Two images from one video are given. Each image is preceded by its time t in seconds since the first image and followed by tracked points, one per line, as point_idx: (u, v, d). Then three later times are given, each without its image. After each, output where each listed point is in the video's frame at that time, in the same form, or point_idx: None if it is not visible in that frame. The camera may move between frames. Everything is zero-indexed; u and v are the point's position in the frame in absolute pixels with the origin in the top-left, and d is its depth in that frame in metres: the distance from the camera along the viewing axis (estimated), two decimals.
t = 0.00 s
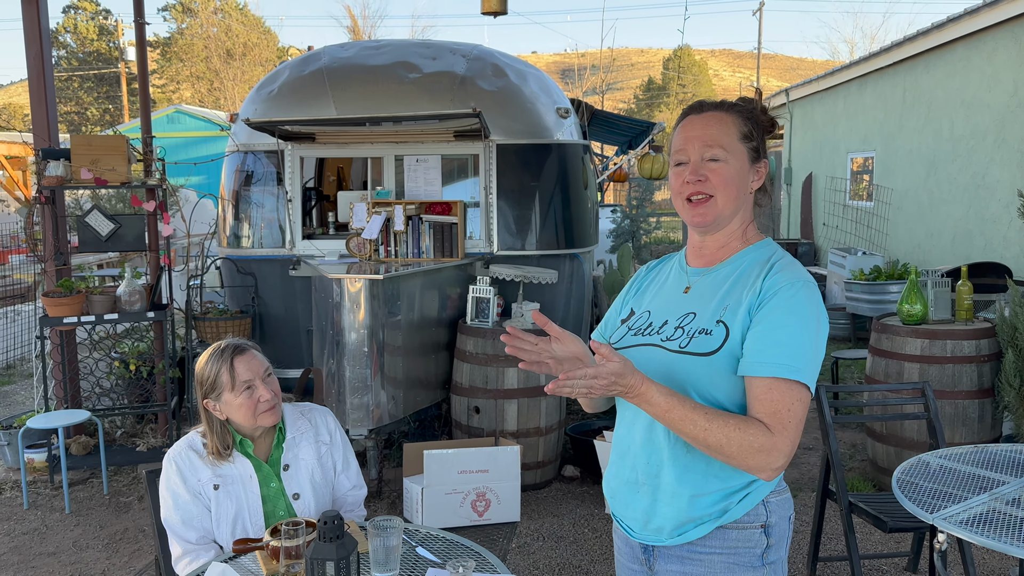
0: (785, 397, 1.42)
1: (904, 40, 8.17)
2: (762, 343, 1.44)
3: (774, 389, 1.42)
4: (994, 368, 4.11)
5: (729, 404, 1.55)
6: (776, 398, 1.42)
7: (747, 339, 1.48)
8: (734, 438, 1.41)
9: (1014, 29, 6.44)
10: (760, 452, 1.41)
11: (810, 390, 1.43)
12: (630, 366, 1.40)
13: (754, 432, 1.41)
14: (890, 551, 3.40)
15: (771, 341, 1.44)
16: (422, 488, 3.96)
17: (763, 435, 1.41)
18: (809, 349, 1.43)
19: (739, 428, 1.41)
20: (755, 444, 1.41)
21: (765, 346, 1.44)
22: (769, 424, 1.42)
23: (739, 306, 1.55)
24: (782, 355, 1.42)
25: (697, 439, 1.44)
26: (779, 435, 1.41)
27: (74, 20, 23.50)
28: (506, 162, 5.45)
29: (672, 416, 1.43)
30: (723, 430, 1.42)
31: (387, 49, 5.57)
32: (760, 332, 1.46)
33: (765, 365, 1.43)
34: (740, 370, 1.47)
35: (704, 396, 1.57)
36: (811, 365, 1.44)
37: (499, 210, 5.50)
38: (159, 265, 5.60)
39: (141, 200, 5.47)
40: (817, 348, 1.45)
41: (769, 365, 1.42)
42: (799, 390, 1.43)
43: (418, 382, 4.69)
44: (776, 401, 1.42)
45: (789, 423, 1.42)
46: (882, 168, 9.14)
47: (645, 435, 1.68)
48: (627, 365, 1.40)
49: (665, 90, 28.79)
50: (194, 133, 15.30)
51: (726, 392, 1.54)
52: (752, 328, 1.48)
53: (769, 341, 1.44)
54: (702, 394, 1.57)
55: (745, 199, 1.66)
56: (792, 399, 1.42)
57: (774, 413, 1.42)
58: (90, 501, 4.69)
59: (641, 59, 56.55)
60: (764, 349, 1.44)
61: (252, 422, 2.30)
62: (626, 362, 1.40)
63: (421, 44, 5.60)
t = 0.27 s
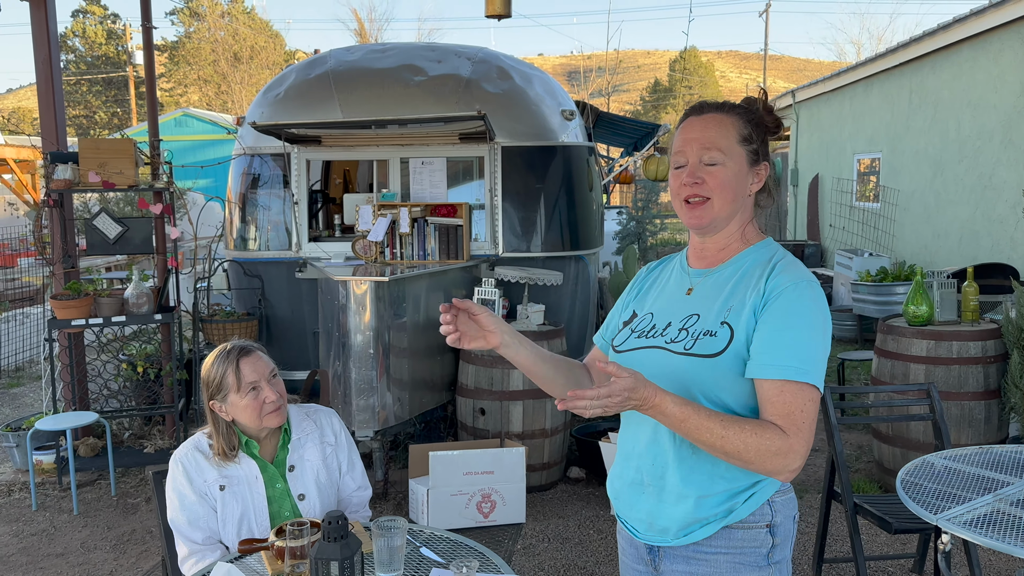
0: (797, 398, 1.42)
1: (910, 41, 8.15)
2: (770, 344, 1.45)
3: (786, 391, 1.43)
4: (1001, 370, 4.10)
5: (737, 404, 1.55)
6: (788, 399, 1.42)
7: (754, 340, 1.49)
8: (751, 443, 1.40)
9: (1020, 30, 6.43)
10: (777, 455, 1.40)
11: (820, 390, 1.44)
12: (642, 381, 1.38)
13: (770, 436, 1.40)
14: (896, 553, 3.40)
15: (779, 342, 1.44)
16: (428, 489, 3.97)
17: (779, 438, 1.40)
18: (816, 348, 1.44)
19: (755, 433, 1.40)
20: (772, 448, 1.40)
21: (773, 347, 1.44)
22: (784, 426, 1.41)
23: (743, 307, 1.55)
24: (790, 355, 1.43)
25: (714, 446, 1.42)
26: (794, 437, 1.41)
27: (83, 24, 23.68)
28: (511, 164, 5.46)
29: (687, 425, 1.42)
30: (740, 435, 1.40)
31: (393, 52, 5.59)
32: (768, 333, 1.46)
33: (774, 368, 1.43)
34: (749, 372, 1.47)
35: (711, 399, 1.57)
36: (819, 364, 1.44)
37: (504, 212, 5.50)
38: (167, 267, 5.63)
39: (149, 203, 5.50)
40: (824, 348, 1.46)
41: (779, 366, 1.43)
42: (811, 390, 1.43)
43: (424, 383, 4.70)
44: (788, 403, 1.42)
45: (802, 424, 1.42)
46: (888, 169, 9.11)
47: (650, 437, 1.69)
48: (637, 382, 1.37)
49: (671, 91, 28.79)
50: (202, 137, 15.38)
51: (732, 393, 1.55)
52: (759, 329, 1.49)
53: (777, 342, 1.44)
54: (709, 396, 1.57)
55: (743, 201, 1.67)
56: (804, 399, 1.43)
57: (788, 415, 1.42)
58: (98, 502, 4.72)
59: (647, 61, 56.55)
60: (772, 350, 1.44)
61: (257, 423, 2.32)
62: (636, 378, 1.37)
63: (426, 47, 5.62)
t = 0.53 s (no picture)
0: (814, 401, 1.44)
1: (916, 42, 8.13)
2: (782, 348, 1.47)
3: (803, 395, 1.44)
4: (1007, 372, 4.08)
5: (745, 405, 1.57)
6: (806, 403, 1.44)
7: (766, 344, 1.50)
8: (776, 451, 1.40)
9: None
10: (802, 461, 1.41)
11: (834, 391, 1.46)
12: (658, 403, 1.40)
13: (793, 442, 1.40)
14: (903, 555, 3.39)
15: (792, 346, 1.46)
16: (434, 490, 3.97)
17: (801, 443, 1.41)
18: (827, 351, 1.46)
19: (780, 440, 1.40)
20: (796, 454, 1.40)
21: (787, 351, 1.46)
22: (805, 431, 1.42)
23: (749, 310, 1.56)
24: (803, 359, 1.45)
25: (740, 456, 1.43)
26: (816, 441, 1.42)
27: (91, 29, 23.89)
28: (516, 167, 5.47)
29: (712, 440, 1.44)
30: (765, 445, 1.41)
31: (398, 55, 5.61)
32: (780, 337, 1.48)
33: (789, 373, 1.45)
34: (763, 377, 1.48)
35: (719, 401, 1.58)
36: (830, 367, 1.46)
37: (510, 214, 5.51)
38: (174, 270, 5.66)
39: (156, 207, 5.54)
40: (834, 349, 1.48)
41: (794, 371, 1.44)
42: (827, 393, 1.44)
43: (429, 385, 4.71)
44: (806, 407, 1.44)
45: (822, 426, 1.43)
46: (895, 170, 9.08)
47: (654, 439, 1.68)
48: (656, 406, 1.40)
49: (677, 94, 28.80)
50: (209, 140, 15.48)
51: (740, 395, 1.56)
52: (770, 333, 1.50)
53: (791, 347, 1.46)
54: (717, 399, 1.58)
55: (741, 208, 1.67)
56: (821, 401, 1.44)
57: (807, 418, 1.43)
58: (106, 504, 4.74)
59: (653, 63, 56.55)
60: (785, 354, 1.46)
61: (263, 424, 2.33)
62: (656, 401, 1.40)
63: (431, 51, 5.64)
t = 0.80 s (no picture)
0: (818, 406, 1.45)
1: (923, 44, 8.10)
2: (786, 353, 1.47)
3: (807, 400, 1.45)
4: (1014, 374, 4.07)
5: (751, 411, 1.57)
6: (809, 408, 1.45)
7: (769, 349, 1.50)
8: (781, 459, 1.43)
9: None
10: (806, 466, 1.43)
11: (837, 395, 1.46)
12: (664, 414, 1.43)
13: (797, 448, 1.43)
14: (908, 558, 3.38)
15: (795, 351, 1.46)
16: (439, 493, 3.99)
17: (805, 448, 1.43)
18: (830, 354, 1.47)
19: (783, 448, 1.43)
20: (800, 459, 1.43)
21: (791, 355, 1.46)
22: (809, 436, 1.44)
23: (752, 314, 1.56)
24: (806, 363, 1.45)
25: (745, 463, 1.47)
26: (819, 446, 1.43)
27: (100, 33, 24.05)
28: (521, 170, 5.49)
29: (717, 448, 1.48)
30: (769, 452, 1.44)
31: (404, 59, 5.63)
32: (783, 342, 1.48)
33: (794, 378, 1.45)
34: (768, 382, 1.49)
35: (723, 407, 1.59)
36: (833, 371, 1.47)
37: (515, 217, 5.53)
38: (181, 273, 5.69)
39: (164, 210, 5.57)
40: (836, 352, 1.48)
41: (799, 376, 1.45)
42: (830, 398, 1.45)
43: (435, 388, 4.72)
44: (809, 412, 1.45)
45: (826, 431, 1.44)
46: (902, 172, 9.05)
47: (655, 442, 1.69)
48: (661, 419, 1.44)
49: (683, 96, 28.76)
50: (216, 144, 15.54)
51: (744, 400, 1.57)
52: (772, 338, 1.50)
53: (794, 352, 1.46)
54: (721, 405, 1.58)
55: (740, 221, 1.68)
56: (825, 407, 1.45)
57: (810, 424, 1.44)
58: (114, 506, 4.77)
59: (659, 65, 56.52)
60: (789, 359, 1.46)
61: (268, 426, 2.34)
62: (660, 415, 1.43)
63: (437, 54, 5.66)
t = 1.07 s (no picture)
0: (831, 409, 1.45)
1: (929, 46, 8.09)
2: (796, 358, 1.48)
3: (820, 404, 1.45)
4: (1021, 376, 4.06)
5: (761, 413, 1.59)
6: (822, 412, 1.45)
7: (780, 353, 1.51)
8: (799, 465, 1.42)
9: None
10: (823, 471, 1.42)
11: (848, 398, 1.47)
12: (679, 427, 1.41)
13: (813, 453, 1.42)
14: (916, 560, 3.37)
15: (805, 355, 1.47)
16: (446, 495, 4.00)
17: (820, 453, 1.42)
18: (841, 358, 1.47)
19: (800, 454, 1.42)
20: (816, 465, 1.42)
21: (801, 359, 1.47)
22: (823, 440, 1.44)
23: (761, 318, 1.57)
24: (817, 367, 1.46)
25: (763, 471, 1.45)
26: (834, 449, 1.43)
27: (109, 38, 24.25)
28: (527, 173, 5.50)
29: (735, 458, 1.46)
30: (786, 459, 1.43)
31: (411, 62, 5.66)
32: (794, 347, 1.49)
33: (807, 384, 1.46)
34: (780, 388, 1.49)
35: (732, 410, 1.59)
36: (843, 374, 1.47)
37: (521, 219, 5.54)
38: (189, 276, 5.72)
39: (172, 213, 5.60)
40: (846, 356, 1.49)
41: (809, 381, 1.46)
42: (841, 401, 1.46)
43: (442, 390, 4.74)
44: (822, 415, 1.45)
45: (839, 433, 1.45)
46: (909, 174, 9.03)
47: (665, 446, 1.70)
48: (676, 431, 1.40)
49: (689, 98, 28.78)
50: (224, 147, 15.64)
51: (753, 403, 1.58)
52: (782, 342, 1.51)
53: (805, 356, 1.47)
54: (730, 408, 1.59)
55: (749, 223, 1.69)
56: (838, 410, 1.45)
57: (824, 428, 1.45)
58: (123, 507, 4.80)
59: (665, 68, 56.54)
60: (800, 363, 1.47)
61: (276, 428, 2.37)
62: (676, 428, 1.40)
63: (444, 58, 5.69)
